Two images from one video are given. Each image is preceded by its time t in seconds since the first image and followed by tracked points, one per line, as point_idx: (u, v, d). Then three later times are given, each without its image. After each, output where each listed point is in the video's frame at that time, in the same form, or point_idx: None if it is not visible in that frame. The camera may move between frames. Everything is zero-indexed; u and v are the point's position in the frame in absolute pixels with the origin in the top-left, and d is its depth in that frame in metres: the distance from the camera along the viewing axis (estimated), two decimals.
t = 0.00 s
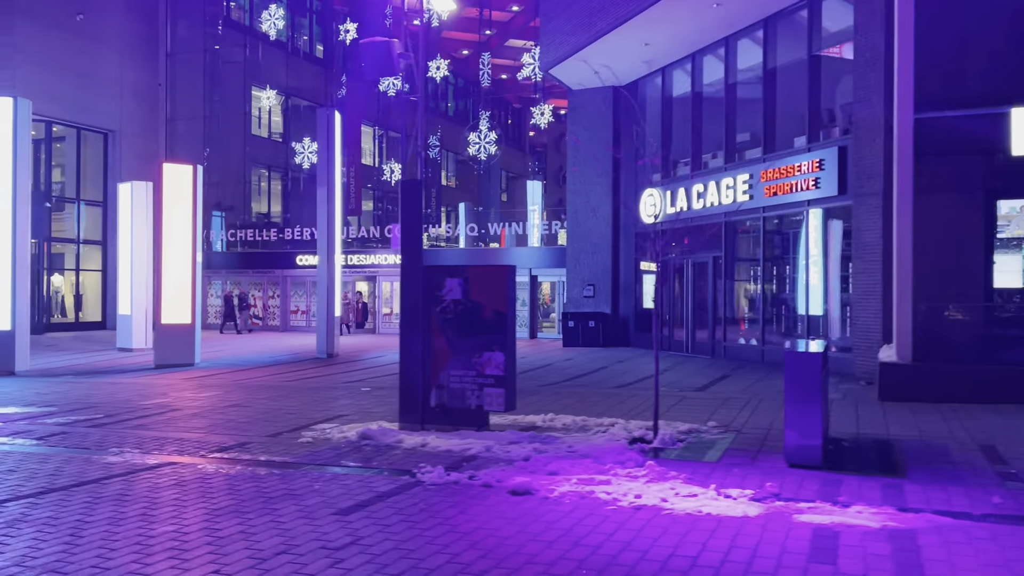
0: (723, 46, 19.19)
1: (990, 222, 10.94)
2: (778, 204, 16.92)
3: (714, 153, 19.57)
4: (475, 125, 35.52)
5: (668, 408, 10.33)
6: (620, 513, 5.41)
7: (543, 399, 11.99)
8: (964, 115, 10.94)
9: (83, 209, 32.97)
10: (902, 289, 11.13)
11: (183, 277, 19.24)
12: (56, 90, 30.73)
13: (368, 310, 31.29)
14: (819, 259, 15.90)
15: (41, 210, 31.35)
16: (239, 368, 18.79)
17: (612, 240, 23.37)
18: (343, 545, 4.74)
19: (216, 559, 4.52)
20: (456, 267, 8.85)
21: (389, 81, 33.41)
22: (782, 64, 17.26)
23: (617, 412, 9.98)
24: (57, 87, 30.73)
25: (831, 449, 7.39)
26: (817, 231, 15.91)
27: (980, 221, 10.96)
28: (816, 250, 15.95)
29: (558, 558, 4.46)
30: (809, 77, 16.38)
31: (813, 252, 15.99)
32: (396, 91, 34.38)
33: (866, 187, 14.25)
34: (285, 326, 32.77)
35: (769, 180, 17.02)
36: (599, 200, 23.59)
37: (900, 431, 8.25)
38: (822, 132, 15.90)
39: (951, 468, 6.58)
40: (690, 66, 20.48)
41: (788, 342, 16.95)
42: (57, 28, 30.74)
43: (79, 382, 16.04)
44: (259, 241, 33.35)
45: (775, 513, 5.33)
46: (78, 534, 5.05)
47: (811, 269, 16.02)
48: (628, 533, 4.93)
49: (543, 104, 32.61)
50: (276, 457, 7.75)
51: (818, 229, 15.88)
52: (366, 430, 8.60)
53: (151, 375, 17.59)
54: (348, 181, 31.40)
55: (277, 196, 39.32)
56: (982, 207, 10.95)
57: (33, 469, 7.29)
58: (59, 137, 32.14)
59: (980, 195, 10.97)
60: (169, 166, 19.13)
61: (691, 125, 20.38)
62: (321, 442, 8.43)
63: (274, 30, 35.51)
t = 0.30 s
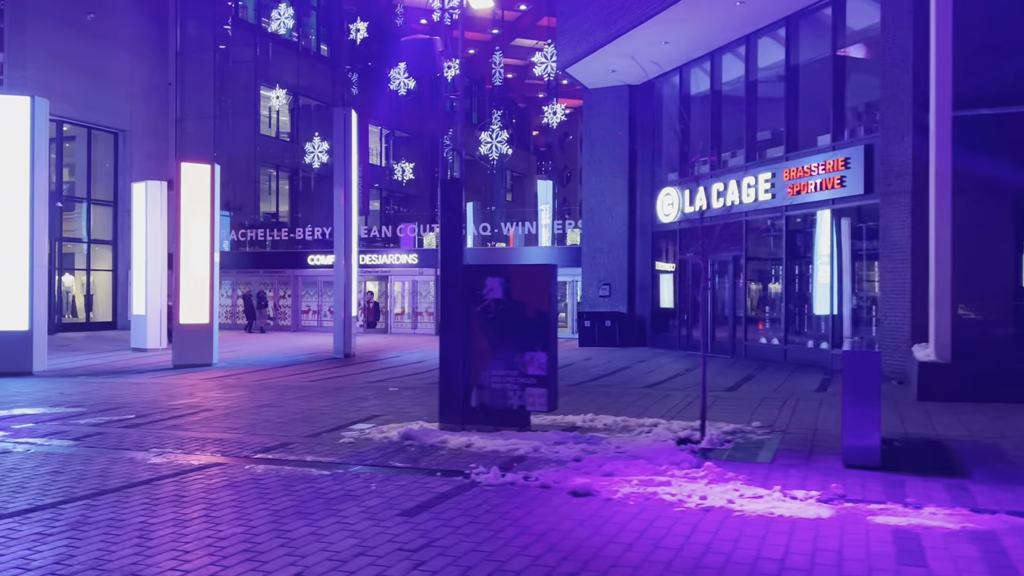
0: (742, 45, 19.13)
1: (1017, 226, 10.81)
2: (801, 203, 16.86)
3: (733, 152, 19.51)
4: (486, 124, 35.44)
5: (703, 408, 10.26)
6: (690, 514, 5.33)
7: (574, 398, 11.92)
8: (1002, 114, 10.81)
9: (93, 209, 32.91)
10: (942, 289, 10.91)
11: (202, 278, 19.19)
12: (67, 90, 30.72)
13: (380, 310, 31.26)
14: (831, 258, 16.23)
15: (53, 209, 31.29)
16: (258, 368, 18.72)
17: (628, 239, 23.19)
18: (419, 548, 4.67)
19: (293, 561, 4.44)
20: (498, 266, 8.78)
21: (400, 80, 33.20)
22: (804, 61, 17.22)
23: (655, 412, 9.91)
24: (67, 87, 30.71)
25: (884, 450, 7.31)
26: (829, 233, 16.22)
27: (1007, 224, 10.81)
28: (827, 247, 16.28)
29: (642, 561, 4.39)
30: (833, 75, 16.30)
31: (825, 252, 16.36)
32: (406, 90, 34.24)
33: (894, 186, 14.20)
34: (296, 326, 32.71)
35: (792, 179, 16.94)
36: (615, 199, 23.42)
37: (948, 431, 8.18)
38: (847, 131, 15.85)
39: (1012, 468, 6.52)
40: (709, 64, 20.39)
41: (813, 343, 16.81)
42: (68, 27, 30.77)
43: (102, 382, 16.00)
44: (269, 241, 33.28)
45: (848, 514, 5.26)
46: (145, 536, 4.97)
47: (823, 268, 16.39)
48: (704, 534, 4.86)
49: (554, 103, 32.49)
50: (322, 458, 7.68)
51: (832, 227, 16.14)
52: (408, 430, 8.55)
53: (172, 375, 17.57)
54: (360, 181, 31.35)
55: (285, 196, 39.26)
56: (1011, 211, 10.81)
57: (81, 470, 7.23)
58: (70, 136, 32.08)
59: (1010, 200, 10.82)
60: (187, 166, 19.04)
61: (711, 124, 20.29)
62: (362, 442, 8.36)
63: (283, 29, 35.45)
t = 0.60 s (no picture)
0: (761, 43, 19.02)
1: None
2: (823, 201, 16.77)
3: (750, 151, 19.33)
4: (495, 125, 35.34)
5: (739, 407, 10.15)
6: (758, 515, 5.24)
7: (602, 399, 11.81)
8: None
9: (102, 210, 32.80)
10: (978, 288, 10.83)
11: (217, 279, 19.09)
12: (77, 92, 30.63)
13: (390, 310, 31.17)
14: (845, 257, 16.39)
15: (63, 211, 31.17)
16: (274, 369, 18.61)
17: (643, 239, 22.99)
18: (490, 549, 4.57)
19: (366, 564, 4.35)
20: (534, 263, 8.67)
21: (409, 81, 33.02)
22: (825, 59, 17.13)
23: (692, 412, 9.79)
24: (76, 89, 30.63)
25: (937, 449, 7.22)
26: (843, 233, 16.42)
27: None
28: (842, 247, 16.45)
29: (723, 563, 4.30)
30: (854, 71, 16.23)
31: (839, 250, 16.49)
32: (415, 90, 34.09)
33: (920, 184, 14.14)
34: (306, 327, 32.61)
35: (814, 177, 16.83)
36: (630, 198, 23.23)
37: (997, 430, 8.08)
38: (869, 129, 15.78)
39: None
40: (725, 63, 20.31)
41: (835, 343, 16.70)
42: (77, 29, 30.70)
43: (120, 384, 15.90)
44: (280, 242, 33.16)
45: (920, 515, 5.17)
46: (205, 538, 4.87)
47: (837, 267, 16.51)
48: (779, 535, 4.77)
49: (564, 103, 32.34)
50: (364, 459, 7.57)
51: (846, 227, 16.30)
52: (446, 431, 8.46)
53: (189, 376, 17.47)
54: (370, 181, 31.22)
55: (292, 197, 39.21)
56: None
57: (121, 471, 7.13)
58: (79, 138, 31.99)
59: None
60: (203, 167, 18.95)
61: (727, 123, 20.19)
62: (401, 443, 8.26)
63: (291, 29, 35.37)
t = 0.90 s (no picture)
0: (784, 40, 18.87)
1: None
2: (848, 200, 16.67)
3: (771, 149, 19.28)
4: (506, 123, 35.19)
5: (780, 408, 10.05)
6: (835, 520, 5.13)
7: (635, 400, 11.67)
8: None
9: (115, 208, 32.68)
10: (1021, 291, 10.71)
11: (236, 278, 18.98)
12: (88, 90, 30.51)
13: (403, 309, 31.07)
14: (858, 255, 16.62)
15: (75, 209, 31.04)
16: (293, 368, 18.50)
17: (660, 237, 22.78)
18: (570, 556, 4.47)
19: (448, 570, 4.25)
20: (578, 262, 8.54)
21: (421, 79, 32.87)
22: (851, 56, 17.01)
23: (732, 413, 9.71)
24: (88, 87, 30.51)
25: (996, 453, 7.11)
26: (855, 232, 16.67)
27: None
28: (854, 246, 16.68)
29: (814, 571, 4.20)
30: (882, 68, 16.11)
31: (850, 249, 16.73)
32: (426, 88, 33.91)
33: (951, 183, 14.10)
34: (318, 326, 32.53)
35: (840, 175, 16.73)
36: (648, 197, 23.08)
37: None
38: (896, 127, 15.68)
39: None
40: (747, 60, 20.16)
41: (861, 343, 16.56)
42: (89, 25, 30.56)
43: (143, 382, 15.83)
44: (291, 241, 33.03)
45: (1001, 522, 5.07)
46: (274, 544, 4.78)
47: (850, 267, 16.75)
48: (863, 542, 4.68)
49: (577, 102, 32.16)
50: (411, 461, 7.47)
51: (860, 227, 16.55)
52: (490, 432, 8.36)
53: (210, 375, 17.37)
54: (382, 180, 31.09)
55: (300, 195, 39.08)
56: None
57: (167, 473, 7.03)
58: (91, 135, 31.87)
59: None
60: (222, 164, 18.87)
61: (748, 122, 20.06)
62: (444, 446, 8.14)
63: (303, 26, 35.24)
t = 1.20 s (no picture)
0: (804, 38, 18.78)
1: None
2: (871, 199, 16.57)
3: (790, 148, 19.19)
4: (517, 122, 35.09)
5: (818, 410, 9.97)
6: (908, 526, 5.05)
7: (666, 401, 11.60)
8: None
9: (125, 209, 32.59)
10: None
11: (253, 279, 18.89)
12: (98, 90, 30.44)
13: (414, 309, 30.99)
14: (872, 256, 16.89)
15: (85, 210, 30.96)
16: (311, 369, 18.43)
17: (676, 237, 22.69)
18: (648, 563, 4.39)
19: None
20: (620, 264, 8.40)
21: (431, 78, 32.75)
22: (873, 54, 16.92)
23: (771, 414, 9.64)
24: (99, 87, 30.47)
25: None
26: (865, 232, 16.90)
27: None
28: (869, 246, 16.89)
29: None
30: (906, 66, 16.02)
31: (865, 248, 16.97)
32: (437, 88, 33.80)
33: (978, 183, 14.09)
34: (329, 326, 32.48)
35: (863, 174, 16.65)
36: (663, 196, 22.91)
37: None
38: (921, 126, 15.59)
39: None
40: (765, 58, 20.08)
41: (885, 343, 16.44)
42: (99, 25, 30.48)
43: (163, 384, 15.74)
44: (301, 241, 32.93)
45: None
46: (342, 550, 4.69)
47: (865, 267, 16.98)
48: (945, 549, 4.60)
49: (589, 101, 32.10)
50: (456, 464, 7.39)
51: (874, 227, 16.72)
52: (531, 435, 8.28)
53: (228, 376, 17.26)
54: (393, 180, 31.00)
55: (308, 195, 38.95)
56: None
57: (211, 477, 6.95)
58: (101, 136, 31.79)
59: None
60: (239, 164, 18.78)
61: (767, 121, 19.98)
62: (486, 448, 8.06)
63: (311, 26, 35.17)
